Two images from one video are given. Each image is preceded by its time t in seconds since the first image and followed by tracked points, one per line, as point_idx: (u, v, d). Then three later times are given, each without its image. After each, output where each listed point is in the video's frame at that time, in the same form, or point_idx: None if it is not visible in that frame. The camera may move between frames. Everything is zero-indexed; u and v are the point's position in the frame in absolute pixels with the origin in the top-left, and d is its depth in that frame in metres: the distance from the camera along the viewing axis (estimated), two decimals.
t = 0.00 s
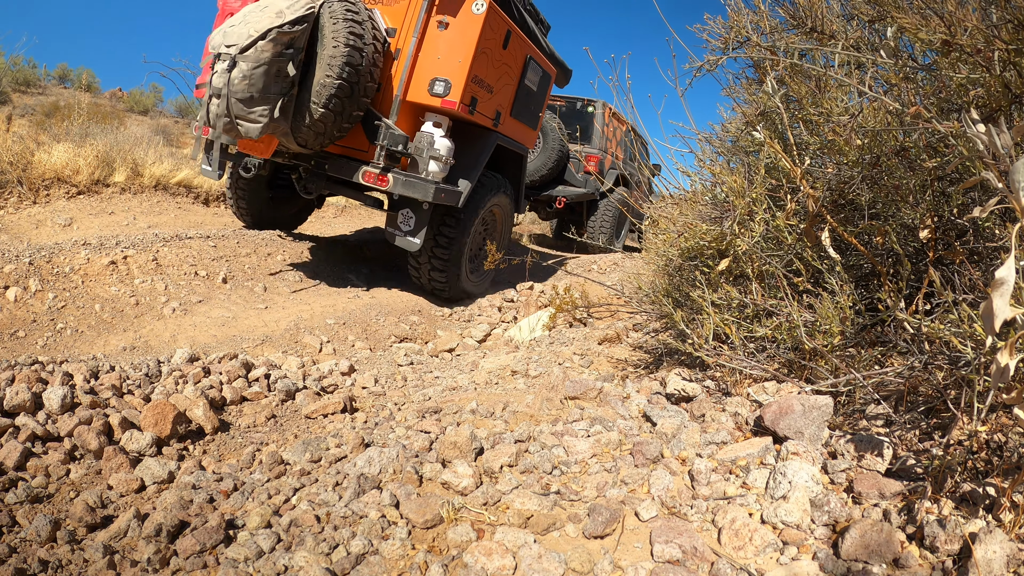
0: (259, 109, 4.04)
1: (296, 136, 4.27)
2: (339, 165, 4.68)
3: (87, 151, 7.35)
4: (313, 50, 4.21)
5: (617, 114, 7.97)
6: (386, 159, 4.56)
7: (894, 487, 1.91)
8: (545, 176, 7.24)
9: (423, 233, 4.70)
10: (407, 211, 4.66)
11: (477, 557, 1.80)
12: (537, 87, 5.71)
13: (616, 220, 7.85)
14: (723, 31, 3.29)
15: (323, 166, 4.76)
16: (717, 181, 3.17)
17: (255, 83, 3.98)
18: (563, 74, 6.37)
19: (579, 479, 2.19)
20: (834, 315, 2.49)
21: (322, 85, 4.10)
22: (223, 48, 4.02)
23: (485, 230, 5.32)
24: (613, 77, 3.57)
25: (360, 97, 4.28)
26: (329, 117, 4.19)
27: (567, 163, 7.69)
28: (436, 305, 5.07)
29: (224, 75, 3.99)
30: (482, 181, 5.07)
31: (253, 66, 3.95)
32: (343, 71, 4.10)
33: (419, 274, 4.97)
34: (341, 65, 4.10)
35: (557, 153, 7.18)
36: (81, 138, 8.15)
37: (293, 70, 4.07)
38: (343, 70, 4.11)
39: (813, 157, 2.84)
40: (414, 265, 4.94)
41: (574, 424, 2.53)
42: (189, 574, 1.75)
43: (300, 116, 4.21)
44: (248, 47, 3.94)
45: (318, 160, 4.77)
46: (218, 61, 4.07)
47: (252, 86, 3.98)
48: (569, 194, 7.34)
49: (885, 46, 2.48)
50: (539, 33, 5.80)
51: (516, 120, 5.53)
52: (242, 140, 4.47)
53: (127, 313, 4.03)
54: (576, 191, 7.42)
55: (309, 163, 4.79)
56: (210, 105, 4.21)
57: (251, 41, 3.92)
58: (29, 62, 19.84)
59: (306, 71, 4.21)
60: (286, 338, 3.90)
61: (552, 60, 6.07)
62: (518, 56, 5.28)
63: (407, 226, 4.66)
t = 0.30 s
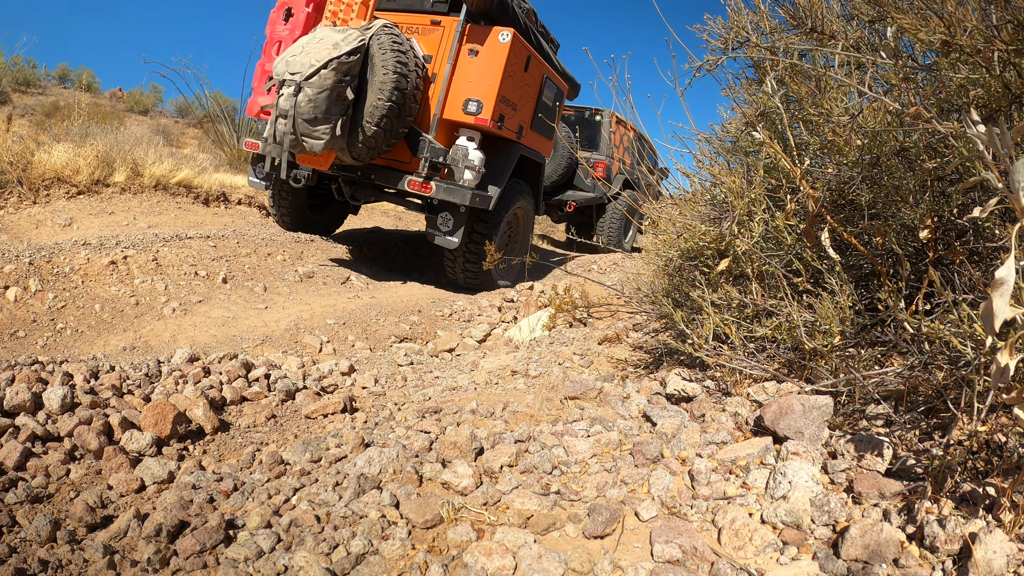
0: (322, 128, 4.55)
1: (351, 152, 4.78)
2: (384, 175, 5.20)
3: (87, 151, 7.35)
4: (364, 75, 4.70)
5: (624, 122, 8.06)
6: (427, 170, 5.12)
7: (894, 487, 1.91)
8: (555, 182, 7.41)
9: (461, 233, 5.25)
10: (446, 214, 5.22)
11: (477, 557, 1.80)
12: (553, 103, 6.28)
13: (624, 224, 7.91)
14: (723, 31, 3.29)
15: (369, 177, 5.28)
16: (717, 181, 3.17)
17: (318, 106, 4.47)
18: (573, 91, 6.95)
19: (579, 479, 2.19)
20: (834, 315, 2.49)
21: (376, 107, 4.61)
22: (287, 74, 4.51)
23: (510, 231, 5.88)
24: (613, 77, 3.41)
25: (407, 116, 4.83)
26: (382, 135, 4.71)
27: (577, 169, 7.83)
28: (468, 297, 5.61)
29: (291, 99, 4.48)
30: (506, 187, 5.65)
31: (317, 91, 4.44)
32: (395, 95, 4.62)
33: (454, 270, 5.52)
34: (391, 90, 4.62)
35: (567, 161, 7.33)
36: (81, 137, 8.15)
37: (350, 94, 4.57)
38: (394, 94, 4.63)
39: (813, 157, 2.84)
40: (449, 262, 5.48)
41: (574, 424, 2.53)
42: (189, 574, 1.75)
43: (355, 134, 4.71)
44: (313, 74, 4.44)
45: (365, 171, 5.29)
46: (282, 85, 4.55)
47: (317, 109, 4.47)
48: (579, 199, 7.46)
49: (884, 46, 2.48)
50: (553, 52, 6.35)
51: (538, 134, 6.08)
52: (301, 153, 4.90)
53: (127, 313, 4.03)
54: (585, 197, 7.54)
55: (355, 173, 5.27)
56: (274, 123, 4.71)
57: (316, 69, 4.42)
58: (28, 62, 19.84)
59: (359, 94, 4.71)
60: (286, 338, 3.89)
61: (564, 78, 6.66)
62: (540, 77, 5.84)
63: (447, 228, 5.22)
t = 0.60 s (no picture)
0: (363, 140, 4.79)
1: (389, 163, 5.02)
2: (416, 180, 5.43)
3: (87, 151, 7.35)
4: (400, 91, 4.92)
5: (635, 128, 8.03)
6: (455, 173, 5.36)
7: (894, 487, 1.91)
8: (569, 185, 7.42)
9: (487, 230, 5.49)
10: (472, 214, 5.47)
11: (477, 557, 1.80)
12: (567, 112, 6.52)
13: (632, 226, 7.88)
14: (723, 31, 3.29)
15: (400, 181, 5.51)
16: (717, 181, 3.17)
17: (360, 120, 4.72)
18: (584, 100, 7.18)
19: (579, 479, 2.19)
20: (834, 315, 2.50)
21: (411, 119, 4.81)
22: (330, 91, 4.77)
23: (529, 230, 6.16)
24: (613, 77, 3.35)
25: (437, 127, 5.00)
26: (417, 146, 4.92)
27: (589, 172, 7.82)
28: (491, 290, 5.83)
29: (334, 114, 4.74)
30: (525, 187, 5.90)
31: (358, 107, 4.68)
32: (428, 109, 4.82)
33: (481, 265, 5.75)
34: (424, 104, 4.80)
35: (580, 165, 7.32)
36: (81, 138, 8.15)
37: (387, 108, 4.79)
38: (427, 107, 4.82)
39: (813, 158, 2.84)
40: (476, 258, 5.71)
41: (574, 424, 2.53)
42: (189, 574, 1.75)
43: (392, 145, 4.93)
44: (353, 91, 4.67)
45: (396, 176, 5.49)
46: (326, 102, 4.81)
47: (358, 123, 4.71)
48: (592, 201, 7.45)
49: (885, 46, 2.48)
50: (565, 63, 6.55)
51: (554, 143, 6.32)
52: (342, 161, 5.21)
53: (126, 313, 4.03)
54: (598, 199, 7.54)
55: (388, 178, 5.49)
56: (319, 137, 4.97)
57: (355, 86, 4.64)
58: (29, 62, 19.86)
59: (395, 109, 4.93)
60: (286, 338, 3.89)
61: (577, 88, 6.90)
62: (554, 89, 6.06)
63: (473, 226, 5.46)
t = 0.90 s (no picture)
0: (410, 136, 5.32)
1: (430, 159, 5.54)
2: (453, 177, 5.97)
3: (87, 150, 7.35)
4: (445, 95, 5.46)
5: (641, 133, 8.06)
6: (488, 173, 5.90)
7: (894, 487, 1.91)
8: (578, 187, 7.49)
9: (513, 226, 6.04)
10: (501, 210, 6.02)
11: (477, 557, 1.80)
12: (589, 121, 7.07)
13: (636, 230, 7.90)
14: (723, 31, 3.29)
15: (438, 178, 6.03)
16: (717, 181, 3.17)
17: (409, 119, 5.26)
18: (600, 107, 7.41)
19: (579, 479, 2.19)
20: (834, 315, 2.50)
21: (452, 119, 5.33)
22: (383, 90, 5.33)
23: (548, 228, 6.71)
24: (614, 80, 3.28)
25: (476, 129, 5.51)
26: (456, 145, 5.45)
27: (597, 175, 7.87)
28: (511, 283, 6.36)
29: (386, 111, 5.28)
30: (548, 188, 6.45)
31: (408, 107, 5.24)
32: (469, 110, 5.35)
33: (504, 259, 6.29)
34: (465, 107, 5.32)
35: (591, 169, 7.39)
36: (81, 137, 8.15)
37: (433, 109, 5.34)
38: (468, 109, 5.35)
39: (813, 158, 2.84)
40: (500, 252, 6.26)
41: (574, 424, 2.53)
42: (189, 574, 1.75)
43: (434, 143, 5.46)
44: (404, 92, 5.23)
45: (434, 173, 6.01)
46: (378, 100, 5.37)
47: (408, 120, 5.25)
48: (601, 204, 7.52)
49: (885, 46, 2.48)
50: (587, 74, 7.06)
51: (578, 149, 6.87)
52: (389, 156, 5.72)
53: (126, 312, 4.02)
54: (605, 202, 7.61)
55: (425, 175, 6.01)
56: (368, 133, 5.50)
57: (407, 88, 5.20)
58: (29, 62, 19.87)
59: (439, 111, 5.47)
60: (286, 339, 3.89)
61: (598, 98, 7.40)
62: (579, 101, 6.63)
63: (502, 221, 6.01)
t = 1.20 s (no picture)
0: (431, 138, 5.66)
1: (451, 159, 5.88)
2: (471, 175, 6.29)
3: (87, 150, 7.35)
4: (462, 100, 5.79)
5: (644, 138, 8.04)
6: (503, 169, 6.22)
7: (894, 487, 1.91)
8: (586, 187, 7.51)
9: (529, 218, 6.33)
10: (517, 204, 6.33)
11: (477, 557, 1.80)
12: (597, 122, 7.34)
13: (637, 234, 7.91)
14: (723, 31, 3.29)
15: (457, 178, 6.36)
16: (717, 181, 3.17)
17: (431, 122, 5.61)
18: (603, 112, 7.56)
19: (579, 479, 2.19)
20: (835, 315, 2.50)
21: (469, 122, 5.65)
22: (405, 97, 5.67)
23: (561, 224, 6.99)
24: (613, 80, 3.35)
25: (491, 132, 5.85)
26: (475, 145, 5.80)
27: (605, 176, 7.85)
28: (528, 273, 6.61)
29: (409, 115, 5.64)
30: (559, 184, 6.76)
31: (430, 111, 5.59)
32: (485, 114, 5.68)
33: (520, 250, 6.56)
34: (481, 111, 5.66)
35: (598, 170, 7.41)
36: (80, 137, 8.15)
37: (452, 113, 5.70)
38: (484, 113, 5.68)
39: (813, 158, 2.84)
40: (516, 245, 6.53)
41: (574, 424, 2.53)
42: (189, 574, 1.75)
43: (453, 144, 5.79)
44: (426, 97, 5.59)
45: (454, 173, 6.35)
46: (400, 106, 5.72)
47: (430, 123, 5.60)
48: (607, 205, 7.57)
49: (884, 46, 2.48)
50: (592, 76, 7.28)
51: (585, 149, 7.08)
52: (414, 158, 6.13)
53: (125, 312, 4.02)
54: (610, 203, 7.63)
55: (445, 175, 6.34)
56: (394, 136, 5.89)
57: (429, 93, 5.56)
58: (29, 62, 19.88)
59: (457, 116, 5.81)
60: (286, 339, 3.89)
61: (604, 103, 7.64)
62: (586, 102, 6.89)
63: (517, 214, 6.30)
